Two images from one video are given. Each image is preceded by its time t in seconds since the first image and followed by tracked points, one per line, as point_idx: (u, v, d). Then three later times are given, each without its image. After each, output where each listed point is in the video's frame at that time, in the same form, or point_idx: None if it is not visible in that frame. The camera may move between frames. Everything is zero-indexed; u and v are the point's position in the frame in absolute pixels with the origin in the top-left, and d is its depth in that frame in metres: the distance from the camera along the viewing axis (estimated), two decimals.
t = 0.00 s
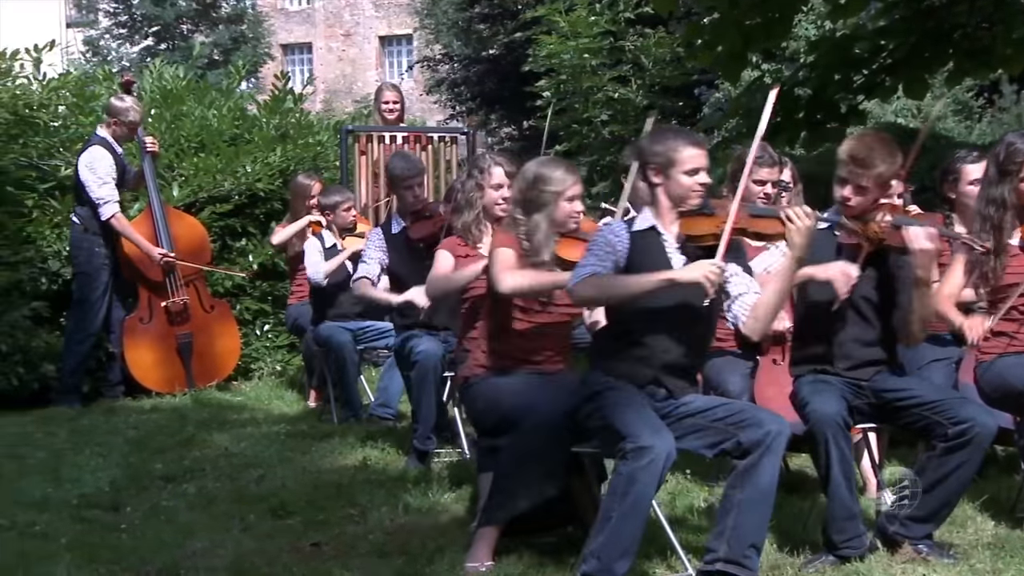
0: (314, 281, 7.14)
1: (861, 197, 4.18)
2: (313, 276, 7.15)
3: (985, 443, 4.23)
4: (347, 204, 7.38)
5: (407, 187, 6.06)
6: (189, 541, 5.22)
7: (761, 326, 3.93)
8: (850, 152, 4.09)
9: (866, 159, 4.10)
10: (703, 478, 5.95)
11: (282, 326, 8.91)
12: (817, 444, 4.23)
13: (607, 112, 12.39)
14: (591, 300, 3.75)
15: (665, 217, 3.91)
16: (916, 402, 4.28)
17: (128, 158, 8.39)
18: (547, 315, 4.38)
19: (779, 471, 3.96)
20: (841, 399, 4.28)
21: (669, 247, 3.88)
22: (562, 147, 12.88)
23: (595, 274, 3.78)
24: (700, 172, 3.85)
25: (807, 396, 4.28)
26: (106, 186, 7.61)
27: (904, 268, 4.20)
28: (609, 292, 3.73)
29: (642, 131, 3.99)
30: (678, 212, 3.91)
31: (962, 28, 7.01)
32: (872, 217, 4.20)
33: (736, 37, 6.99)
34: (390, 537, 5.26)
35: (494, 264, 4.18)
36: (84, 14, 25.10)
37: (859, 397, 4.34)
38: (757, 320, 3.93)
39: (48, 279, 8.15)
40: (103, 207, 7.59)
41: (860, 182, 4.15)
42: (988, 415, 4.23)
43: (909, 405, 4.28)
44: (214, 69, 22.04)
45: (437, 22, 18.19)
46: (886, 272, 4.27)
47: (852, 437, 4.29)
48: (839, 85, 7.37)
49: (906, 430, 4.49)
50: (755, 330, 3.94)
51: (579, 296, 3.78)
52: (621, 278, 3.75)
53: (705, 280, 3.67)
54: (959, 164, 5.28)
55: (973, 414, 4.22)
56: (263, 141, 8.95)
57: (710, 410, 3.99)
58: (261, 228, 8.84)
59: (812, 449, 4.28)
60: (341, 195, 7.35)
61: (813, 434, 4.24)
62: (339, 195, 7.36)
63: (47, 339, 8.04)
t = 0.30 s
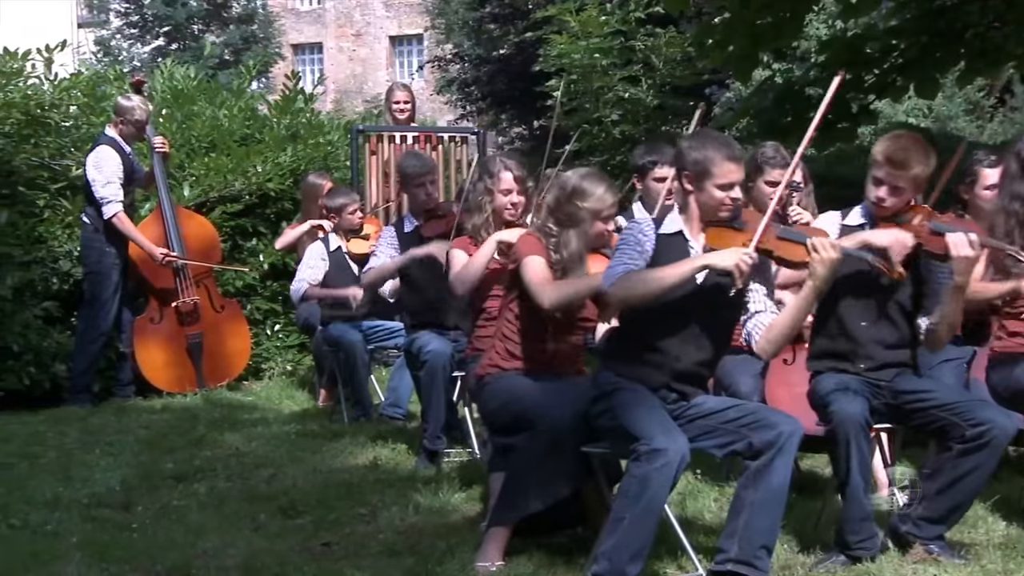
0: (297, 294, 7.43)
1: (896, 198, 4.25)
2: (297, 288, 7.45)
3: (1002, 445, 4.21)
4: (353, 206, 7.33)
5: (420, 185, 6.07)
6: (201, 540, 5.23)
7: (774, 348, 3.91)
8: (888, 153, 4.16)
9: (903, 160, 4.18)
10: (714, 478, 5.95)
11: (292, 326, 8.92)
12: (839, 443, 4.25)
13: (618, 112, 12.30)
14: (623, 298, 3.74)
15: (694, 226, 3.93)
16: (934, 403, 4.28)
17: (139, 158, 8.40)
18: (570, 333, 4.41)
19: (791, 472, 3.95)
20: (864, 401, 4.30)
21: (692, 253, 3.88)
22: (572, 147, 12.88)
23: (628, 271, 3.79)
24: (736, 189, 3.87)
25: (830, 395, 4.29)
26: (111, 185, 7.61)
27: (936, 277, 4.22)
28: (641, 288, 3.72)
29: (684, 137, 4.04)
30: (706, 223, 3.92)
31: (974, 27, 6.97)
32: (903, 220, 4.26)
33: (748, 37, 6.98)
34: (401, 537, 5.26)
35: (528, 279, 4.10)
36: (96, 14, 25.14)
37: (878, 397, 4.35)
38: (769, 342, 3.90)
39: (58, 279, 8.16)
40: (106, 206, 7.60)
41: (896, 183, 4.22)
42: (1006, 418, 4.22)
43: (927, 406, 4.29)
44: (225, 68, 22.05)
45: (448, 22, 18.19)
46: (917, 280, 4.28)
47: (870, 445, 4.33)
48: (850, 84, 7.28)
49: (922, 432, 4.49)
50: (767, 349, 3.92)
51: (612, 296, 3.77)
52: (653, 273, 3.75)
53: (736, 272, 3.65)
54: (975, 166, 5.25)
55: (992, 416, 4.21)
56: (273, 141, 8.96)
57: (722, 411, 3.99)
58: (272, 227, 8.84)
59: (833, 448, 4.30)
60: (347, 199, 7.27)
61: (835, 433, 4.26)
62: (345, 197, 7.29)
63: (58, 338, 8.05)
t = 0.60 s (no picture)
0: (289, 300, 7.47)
1: (921, 197, 4.28)
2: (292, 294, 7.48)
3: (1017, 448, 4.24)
4: (355, 205, 7.39)
5: (426, 186, 6.02)
6: (206, 540, 5.23)
7: (774, 356, 3.94)
8: (919, 156, 4.18)
9: (931, 162, 4.21)
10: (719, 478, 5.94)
11: (298, 326, 8.92)
12: (858, 446, 4.27)
13: (623, 112, 12.17)
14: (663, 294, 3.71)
15: (705, 230, 3.93)
16: (950, 405, 4.29)
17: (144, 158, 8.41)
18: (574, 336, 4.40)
19: (798, 472, 3.95)
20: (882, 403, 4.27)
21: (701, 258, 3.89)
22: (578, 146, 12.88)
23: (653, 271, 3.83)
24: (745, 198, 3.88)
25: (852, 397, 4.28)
26: (110, 184, 7.59)
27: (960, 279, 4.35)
28: (672, 283, 3.70)
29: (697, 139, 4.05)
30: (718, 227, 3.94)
31: (981, 26, 7.00)
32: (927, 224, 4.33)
33: (754, 37, 6.98)
34: (407, 537, 5.26)
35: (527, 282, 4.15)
36: (102, 14, 25.14)
37: (892, 399, 4.33)
38: (771, 350, 3.94)
39: (64, 279, 8.16)
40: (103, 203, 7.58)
41: (921, 183, 4.25)
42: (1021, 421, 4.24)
43: (943, 408, 4.29)
44: (230, 68, 22.05)
45: (454, 21, 18.19)
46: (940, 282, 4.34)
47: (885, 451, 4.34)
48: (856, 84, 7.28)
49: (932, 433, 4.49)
50: (765, 358, 3.97)
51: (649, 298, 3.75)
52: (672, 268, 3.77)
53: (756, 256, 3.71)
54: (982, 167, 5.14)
55: (1008, 419, 4.23)
56: (279, 141, 8.97)
57: (728, 412, 3.98)
58: (277, 228, 8.85)
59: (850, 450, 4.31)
60: (349, 197, 7.36)
61: (855, 436, 4.27)
62: (348, 197, 7.36)
63: (64, 338, 8.05)
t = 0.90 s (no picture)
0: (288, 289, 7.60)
1: (932, 195, 4.30)
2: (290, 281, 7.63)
3: None
4: (351, 202, 7.41)
5: (430, 187, 6.06)
6: (208, 540, 5.23)
7: (772, 359, 3.95)
8: (936, 154, 4.21)
9: (944, 160, 4.25)
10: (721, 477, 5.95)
11: (299, 326, 8.92)
12: (883, 455, 4.20)
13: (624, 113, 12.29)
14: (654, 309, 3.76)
15: (704, 230, 3.94)
16: (964, 407, 4.30)
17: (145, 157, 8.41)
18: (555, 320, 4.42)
19: (800, 472, 3.95)
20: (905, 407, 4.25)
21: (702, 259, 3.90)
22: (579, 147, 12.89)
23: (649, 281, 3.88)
24: (747, 198, 3.86)
25: (879, 406, 4.20)
26: (106, 181, 7.59)
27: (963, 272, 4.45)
28: (659, 298, 3.73)
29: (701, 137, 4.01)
30: (719, 227, 3.93)
31: (982, 26, 7.00)
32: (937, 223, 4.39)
33: (755, 37, 6.98)
34: (408, 537, 5.26)
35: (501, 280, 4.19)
36: (104, 14, 25.15)
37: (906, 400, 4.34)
38: (769, 353, 3.95)
39: (66, 279, 8.16)
40: (97, 200, 7.59)
41: (933, 182, 4.28)
42: None
43: (956, 410, 4.30)
44: (232, 68, 22.06)
45: (456, 21, 18.20)
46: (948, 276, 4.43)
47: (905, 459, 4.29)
48: (857, 85, 7.23)
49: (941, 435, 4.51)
50: (760, 363, 3.98)
51: (640, 311, 3.81)
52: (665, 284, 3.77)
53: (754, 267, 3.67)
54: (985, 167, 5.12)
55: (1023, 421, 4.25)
56: (281, 141, 8.98)
57: (729, 413, 3.99)
58: (279, 228, 8.85)
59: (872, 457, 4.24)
60: (344, 194, 7.37)
61: (882, 445, 4.19)
62: (343, 193, 7.38)
63: (65, 338, 8.05)
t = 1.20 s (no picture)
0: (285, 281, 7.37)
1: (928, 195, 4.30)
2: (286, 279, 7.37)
3: None
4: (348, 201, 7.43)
5: (429, 184, 6.05)
6: (206, 540, 5.23)
7: (757, 357, 3.86)
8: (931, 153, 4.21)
9: (940, 159, 4.25)
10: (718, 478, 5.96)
11: (297, 326, 8.92)
12: (889, 460, 4.20)
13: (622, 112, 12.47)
14: (622, 326, 3.81)
15: (690, 229, 3.92)
16: (966, 407, 4.30)
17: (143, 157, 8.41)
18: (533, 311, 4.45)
19: (797, 472, 3.95)
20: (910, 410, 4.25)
21: (687, 259, 3.88)
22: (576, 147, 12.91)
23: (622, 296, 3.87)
24: (734, 195, 3.84)
25: (887, 411, 4.19)
26: (98, 179, 7.59)
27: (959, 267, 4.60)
28: (629, 317, 3.78)
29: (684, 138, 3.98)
30: (707, 225, 3.91)
31: (979, 27, 6.97)
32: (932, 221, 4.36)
33: (753, 37, 6.98)
34: (406, 537, 5.27)
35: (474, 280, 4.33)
36: (102, 13, 25.11)
37: (908, 401, 4.35)
38: (755, 351, 3.85)
39: (64, 279, 8.15)
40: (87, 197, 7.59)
41: (929, 180, 4.28)
42: None
43: (958, 411, 4.30)
44: (229, 69, 22.05)
45: (454, 20, 18.17)
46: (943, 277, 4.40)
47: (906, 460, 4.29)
48: (856, 84, 7.34)
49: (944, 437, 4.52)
50: (748, 358, 3.86)
51: (612, 325, 3.85)
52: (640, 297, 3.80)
53: (725, 293, 3.62)
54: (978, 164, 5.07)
55: None
56: (279, 141, 8.99)
57: (724, 414, 4.00)
58: (277, 228, 8.86)
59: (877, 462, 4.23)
60: (341, 194, 7.40)
61: (889, 450, 4.18)
62: (338, 193, 7.40)
63: (63, 338, 8.05)
